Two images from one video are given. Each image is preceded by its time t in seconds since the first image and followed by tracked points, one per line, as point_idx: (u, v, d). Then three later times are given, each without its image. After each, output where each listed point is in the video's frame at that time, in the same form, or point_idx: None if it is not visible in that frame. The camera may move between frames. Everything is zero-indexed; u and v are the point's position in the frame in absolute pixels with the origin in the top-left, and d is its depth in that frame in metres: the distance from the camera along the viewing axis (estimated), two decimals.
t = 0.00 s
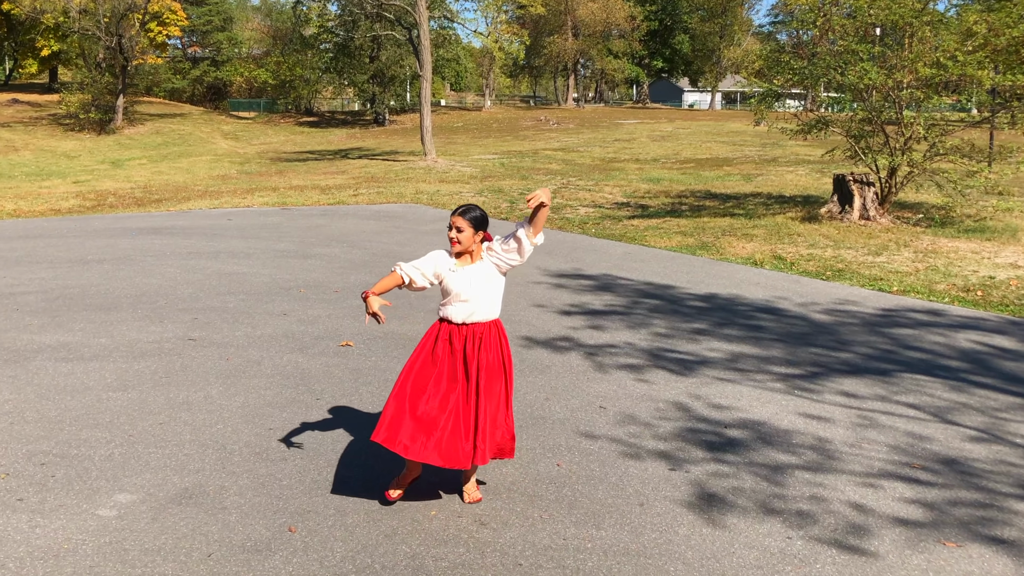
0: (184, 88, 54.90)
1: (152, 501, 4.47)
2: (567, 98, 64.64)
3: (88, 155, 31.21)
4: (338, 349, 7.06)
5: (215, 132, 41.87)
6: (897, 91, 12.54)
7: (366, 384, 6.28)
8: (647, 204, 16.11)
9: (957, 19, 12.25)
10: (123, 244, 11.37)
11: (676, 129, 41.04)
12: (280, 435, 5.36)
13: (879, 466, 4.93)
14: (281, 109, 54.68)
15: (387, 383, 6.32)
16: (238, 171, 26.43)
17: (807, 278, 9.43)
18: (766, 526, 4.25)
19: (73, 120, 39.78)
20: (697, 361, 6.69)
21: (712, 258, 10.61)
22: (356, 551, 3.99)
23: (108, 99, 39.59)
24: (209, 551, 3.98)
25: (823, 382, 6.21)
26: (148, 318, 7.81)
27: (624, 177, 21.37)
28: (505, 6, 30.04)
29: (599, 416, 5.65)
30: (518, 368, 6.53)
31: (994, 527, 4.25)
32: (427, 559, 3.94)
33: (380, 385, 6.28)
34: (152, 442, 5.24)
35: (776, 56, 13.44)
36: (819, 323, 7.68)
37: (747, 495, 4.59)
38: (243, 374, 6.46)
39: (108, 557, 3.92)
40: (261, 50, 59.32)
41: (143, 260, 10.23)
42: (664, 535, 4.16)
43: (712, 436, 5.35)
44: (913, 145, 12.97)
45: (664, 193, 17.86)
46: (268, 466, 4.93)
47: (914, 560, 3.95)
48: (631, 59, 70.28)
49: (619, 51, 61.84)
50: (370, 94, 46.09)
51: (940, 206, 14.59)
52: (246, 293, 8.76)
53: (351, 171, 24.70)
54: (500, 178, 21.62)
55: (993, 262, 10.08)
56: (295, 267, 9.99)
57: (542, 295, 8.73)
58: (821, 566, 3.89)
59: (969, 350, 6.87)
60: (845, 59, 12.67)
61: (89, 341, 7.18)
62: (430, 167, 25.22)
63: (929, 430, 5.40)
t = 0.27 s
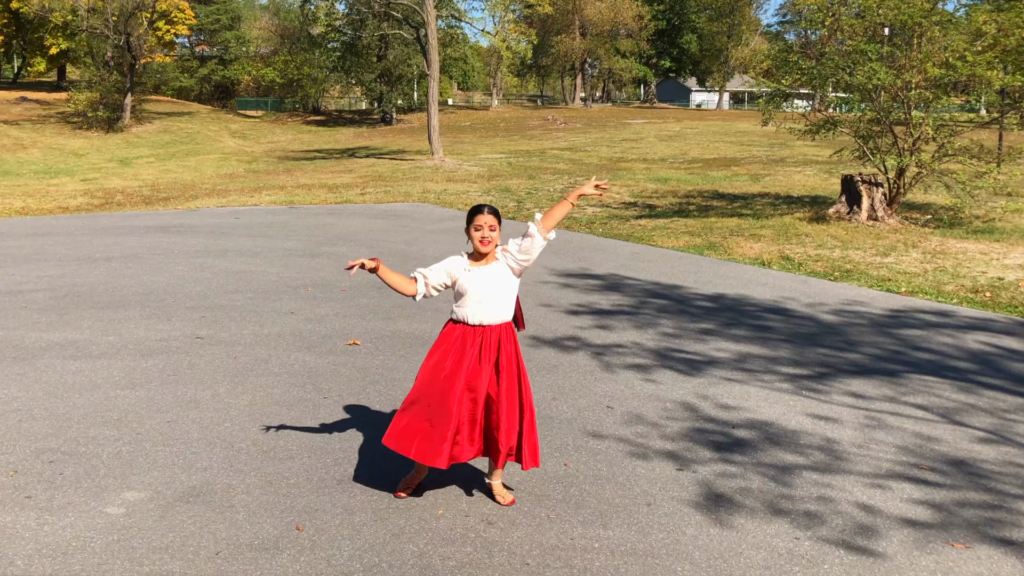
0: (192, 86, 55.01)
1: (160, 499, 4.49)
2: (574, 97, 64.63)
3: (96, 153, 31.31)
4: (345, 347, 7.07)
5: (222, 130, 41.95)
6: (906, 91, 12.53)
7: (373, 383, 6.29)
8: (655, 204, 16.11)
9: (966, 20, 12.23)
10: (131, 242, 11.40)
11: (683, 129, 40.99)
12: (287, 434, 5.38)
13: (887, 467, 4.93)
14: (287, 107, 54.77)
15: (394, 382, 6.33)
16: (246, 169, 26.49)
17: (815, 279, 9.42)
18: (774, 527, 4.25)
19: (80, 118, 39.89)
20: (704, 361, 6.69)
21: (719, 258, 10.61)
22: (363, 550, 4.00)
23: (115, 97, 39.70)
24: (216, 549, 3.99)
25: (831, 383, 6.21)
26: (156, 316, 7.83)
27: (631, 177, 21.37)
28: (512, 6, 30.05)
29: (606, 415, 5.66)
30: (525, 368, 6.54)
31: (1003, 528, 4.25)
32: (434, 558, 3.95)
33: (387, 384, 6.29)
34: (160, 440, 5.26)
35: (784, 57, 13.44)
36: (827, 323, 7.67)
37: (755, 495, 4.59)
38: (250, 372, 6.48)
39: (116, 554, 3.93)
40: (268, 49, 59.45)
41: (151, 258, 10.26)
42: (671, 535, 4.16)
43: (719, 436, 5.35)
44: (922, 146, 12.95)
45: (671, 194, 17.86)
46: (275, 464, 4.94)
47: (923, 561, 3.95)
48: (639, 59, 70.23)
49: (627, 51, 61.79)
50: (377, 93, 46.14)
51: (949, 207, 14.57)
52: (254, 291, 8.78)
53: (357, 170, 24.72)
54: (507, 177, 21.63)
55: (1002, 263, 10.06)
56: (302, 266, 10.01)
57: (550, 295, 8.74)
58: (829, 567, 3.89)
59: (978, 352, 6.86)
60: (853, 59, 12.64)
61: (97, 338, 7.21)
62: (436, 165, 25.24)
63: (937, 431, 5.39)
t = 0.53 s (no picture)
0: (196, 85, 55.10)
1: (164, 498, 4.49)
2: (578, 97, 64.60)
3: (100, 153, 31.36)
4: (349, 346, 7.07)
5: (226, 130, 42.00)
6: (910, 91, 12.47)
7: (377, 382, 6.29)
8: (659, 204, 16.10)
9: (971, 19, 12.22)
10: (135, 241, 11.41)
11: (687, 129, 40.95)
12: (291, 433, 5.38)
13: (893, 466, 4.92)
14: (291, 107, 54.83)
15: (399, 381, 6.33)
16: (250, 168, 26.51)
17: (819, 278, 9.41)
18: (778, 526, 4.25)
19: (85, 117, 39.95)
20: (708, 360, 6.68)
21: (723, 258, 10.60)
22: (367, 549, 4.00)
23: (120, 97, 39.77)
24: (220, 548, 3.99)
25: (835, 382, 6.20)
26: (160, 315, 7.84)
27: (635, 177, 21.36)
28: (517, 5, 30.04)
29: (610, 415, 5.65)
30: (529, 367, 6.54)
31: (1008, 527, 4.24)
32: (438, 557, 3.95)
33: (391, 383, 6.29)
34: (164, 439, 5.26)
35: (789, 57, 13.45)
36: (832, 323, 7.66)
37: (759, 494, 4.59)
38: (254, 371, 6.49)
39: (121, 553, 3.93)
40: (273, 49, 59.58)
41: (155, 258, 10.27)
42: (675, 534, 4.16)
43: (723, 435, 5.34)
44: (927, 145, 12.94)
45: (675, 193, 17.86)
46: (280, 463, 4.95)
47: (927, 560, 3.94)
48: (643, 59, 70.25)
49: (631, 50, 61.78)
50: (381, 93, 46.14)
51: (954, 207, 14.55)
52: (258, 290, 8.77)
53: (362, 169, 24.73)
54: (511, 177, 21.63)
55: (1007, 263, 10.04)
56: (306, 265, 10.01)
57: (554, 294, 8.74)
58: (834, 566, 3.89)
59: (983, 351, 6.85)
60: (857, 59, 12.63)
61: (102, 338, 7.21)
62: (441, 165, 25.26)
63: (942, 431, 5.39)
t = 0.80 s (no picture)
0: (198, 84, 55.14)
1: (165, 496, 4.49)
2: (580, 96, 64.54)
3: (102, 151, 31.33)
4: (350, 345, 7.07)
5: (228, 129, 41.99)
6: (912, 90, 12.50)
7: (378, 381, 6.29)
8: (660, 202, 16.10)
9: (973, 19, 12.21)
10: (137, 240, 11.41)
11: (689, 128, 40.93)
12: (292, 431, 5.38)
13: (894, 465, 4.91)
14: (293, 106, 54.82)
15: (400, 379, 6.33)
16: (251, 167, 26.52)
17: (821, 278, 9.40)
18: (779, 525, 4.24)
19: (86, 116, 39.94)
20: (709, 359, 6.68)
21: (724, 257, 10.60)
22: (368, 547, 4.00)
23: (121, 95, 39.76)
24: (221, 547, 3.99)
25: (836, 381, 6.19)
26: (161, 314, 7.84)
27: (636, 176, 21.34)
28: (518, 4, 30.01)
29: (611, 414, 5.65)
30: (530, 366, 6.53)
31: (1009, 527, 4.24)
32: (439, 556, 3.95)
33: (392, 382, 6.29)
34: (166, 437, 5.26)
35: (791, 56, 13.45)
36: (833, 322, 7.66)
37: (760, 493, 4.59)
38: (255, 370, 6.49)
39: (122, 551, 3.93)
40: (275, 47, 59.58)
41: (157, 256, 10.28)
42: (676, 533, 4.16)
43: (724, 434, 5.34)
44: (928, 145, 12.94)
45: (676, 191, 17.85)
46: (281, 462, 4.95)
47: (929, 560, 3.94)
48: (645, 58, 70.22)
49: (633, 49, 61.72)
50: (382, 92, 46.11)
51: (955, 206, 14.54)
52: (259, 289, 8.77)
53: (363, 168, 24.73)
54: (512, 176, 21.61)
55: (1008, 262, 10.04)
56: (308, 264, 10.01)
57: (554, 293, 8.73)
58: (835, 565, 3.88)
59: (984, 350, 6.85)
60: (859, 58, 12.61)
61: (103, 336, 7.21)
62: (442, 164, 25.25)
63: (943, 430, 5.38)
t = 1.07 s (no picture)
0: (198, 83, 55.09)
1: (166, 495, 4.49)
2: (580, 95, 64.51)
3: (102, 150, 31.29)
4: (350, 344, 7.07)
5: (229, 128, 41.94)
6: (913, 90, 12.53)
7: (378, 380, 6.29)
8: (660, 202, 16.09)
9: (973, 18, 12.20)
10: (137, 239, 11.39)
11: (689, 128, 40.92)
12: (292, 430, 5.38)
13: (894, 465, 4.92)
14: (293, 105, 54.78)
15: (400, 378, 6.33)
16: (251, 166, 26.50)
17: (821, 277, 9.40)
18: (780, 524, 4.25)
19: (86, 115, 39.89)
20: (710, 359, 6.68)
21: (725, 257, 10.60)
22: (368, 546, 4.00)
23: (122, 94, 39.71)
24: (221, 545, 3.99)
25: (837, 381, 6.20)
26: (162, 313, 7.83)
27: (637, 175, 21.32)
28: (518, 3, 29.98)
29: (611, 413, 5.65)
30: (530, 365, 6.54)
31: (1009, 526, 4.24)
32: (439, 555, 3.95)
33: (392, 381, 6.29)
34: (166, 436, 5.26)
35: (791, 55, 13.44)
36: (834, 322, 7.66)
37: (760, 493, 4.59)
38: (256, 369, 6.49)
39: (123, 550, 3.93)
40: (275, 46, 59.54)
41: (157, 255, 10.27)
42: (677, 532, 4.16)
43: (725, 433, 5.34)
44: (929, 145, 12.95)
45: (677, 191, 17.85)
46: (281, 460, 4.95)
47: (929, 559, 3.95)
48: (645, 57, 70.24)
49: (633, 49, 61.70)
50: (383, 91, 46.08)
51: (955, 206, 14.55)
52: (259, 288, 8.77)
53: (364, 167, 24.72)
54: (513, 175, 21.61)
55: (1009, 262, 10.04)
56: (308, 263, 10.00)
57: (555, 292, 8.74)
58: (835, 565, 3.89)
59: (984, 350, 6.85)
60: (860, 58, 12.61)
61: (103, 335, 7.21)
62: (442, 163, 25.25)
63: (944, 430, 5.39)
